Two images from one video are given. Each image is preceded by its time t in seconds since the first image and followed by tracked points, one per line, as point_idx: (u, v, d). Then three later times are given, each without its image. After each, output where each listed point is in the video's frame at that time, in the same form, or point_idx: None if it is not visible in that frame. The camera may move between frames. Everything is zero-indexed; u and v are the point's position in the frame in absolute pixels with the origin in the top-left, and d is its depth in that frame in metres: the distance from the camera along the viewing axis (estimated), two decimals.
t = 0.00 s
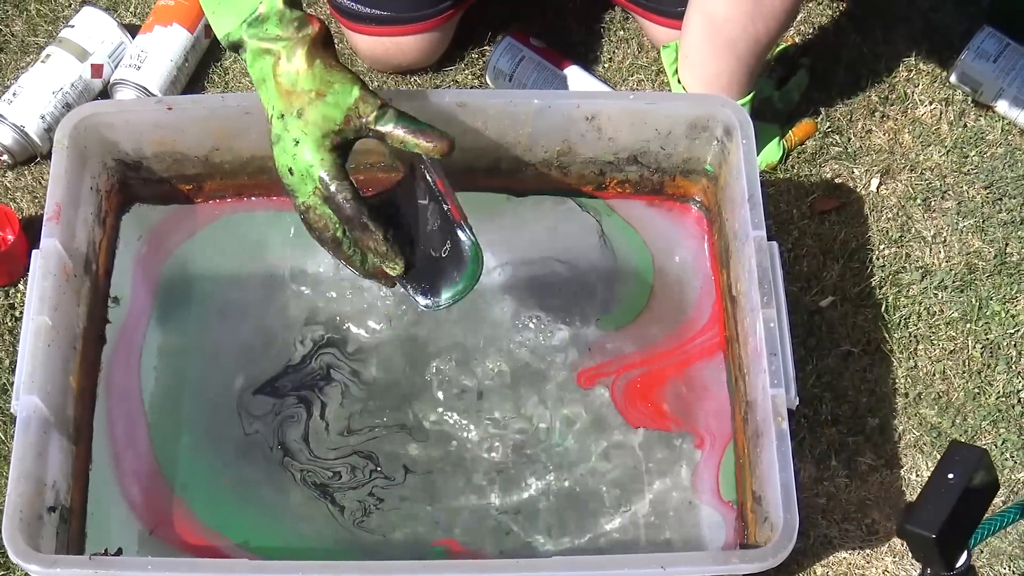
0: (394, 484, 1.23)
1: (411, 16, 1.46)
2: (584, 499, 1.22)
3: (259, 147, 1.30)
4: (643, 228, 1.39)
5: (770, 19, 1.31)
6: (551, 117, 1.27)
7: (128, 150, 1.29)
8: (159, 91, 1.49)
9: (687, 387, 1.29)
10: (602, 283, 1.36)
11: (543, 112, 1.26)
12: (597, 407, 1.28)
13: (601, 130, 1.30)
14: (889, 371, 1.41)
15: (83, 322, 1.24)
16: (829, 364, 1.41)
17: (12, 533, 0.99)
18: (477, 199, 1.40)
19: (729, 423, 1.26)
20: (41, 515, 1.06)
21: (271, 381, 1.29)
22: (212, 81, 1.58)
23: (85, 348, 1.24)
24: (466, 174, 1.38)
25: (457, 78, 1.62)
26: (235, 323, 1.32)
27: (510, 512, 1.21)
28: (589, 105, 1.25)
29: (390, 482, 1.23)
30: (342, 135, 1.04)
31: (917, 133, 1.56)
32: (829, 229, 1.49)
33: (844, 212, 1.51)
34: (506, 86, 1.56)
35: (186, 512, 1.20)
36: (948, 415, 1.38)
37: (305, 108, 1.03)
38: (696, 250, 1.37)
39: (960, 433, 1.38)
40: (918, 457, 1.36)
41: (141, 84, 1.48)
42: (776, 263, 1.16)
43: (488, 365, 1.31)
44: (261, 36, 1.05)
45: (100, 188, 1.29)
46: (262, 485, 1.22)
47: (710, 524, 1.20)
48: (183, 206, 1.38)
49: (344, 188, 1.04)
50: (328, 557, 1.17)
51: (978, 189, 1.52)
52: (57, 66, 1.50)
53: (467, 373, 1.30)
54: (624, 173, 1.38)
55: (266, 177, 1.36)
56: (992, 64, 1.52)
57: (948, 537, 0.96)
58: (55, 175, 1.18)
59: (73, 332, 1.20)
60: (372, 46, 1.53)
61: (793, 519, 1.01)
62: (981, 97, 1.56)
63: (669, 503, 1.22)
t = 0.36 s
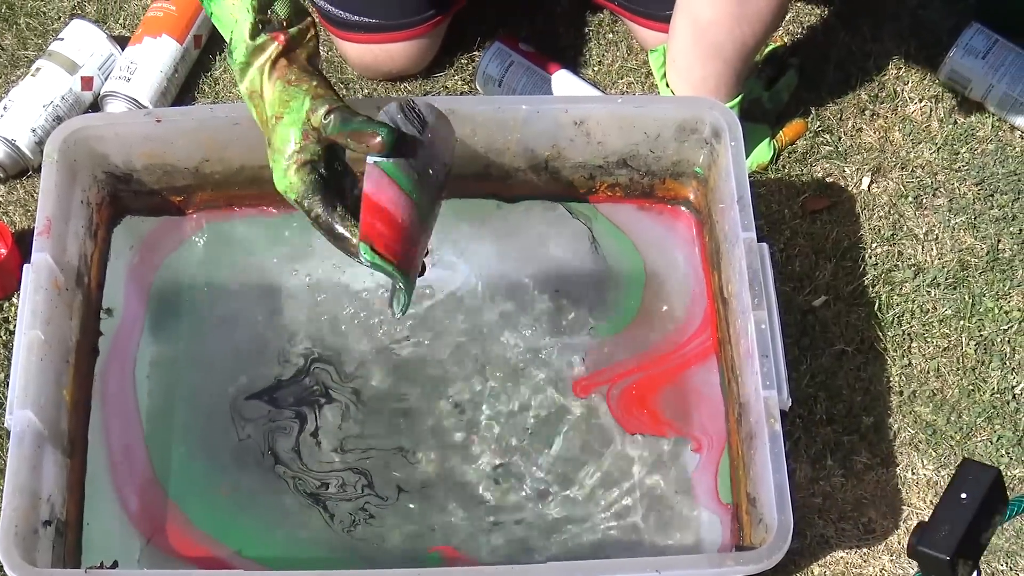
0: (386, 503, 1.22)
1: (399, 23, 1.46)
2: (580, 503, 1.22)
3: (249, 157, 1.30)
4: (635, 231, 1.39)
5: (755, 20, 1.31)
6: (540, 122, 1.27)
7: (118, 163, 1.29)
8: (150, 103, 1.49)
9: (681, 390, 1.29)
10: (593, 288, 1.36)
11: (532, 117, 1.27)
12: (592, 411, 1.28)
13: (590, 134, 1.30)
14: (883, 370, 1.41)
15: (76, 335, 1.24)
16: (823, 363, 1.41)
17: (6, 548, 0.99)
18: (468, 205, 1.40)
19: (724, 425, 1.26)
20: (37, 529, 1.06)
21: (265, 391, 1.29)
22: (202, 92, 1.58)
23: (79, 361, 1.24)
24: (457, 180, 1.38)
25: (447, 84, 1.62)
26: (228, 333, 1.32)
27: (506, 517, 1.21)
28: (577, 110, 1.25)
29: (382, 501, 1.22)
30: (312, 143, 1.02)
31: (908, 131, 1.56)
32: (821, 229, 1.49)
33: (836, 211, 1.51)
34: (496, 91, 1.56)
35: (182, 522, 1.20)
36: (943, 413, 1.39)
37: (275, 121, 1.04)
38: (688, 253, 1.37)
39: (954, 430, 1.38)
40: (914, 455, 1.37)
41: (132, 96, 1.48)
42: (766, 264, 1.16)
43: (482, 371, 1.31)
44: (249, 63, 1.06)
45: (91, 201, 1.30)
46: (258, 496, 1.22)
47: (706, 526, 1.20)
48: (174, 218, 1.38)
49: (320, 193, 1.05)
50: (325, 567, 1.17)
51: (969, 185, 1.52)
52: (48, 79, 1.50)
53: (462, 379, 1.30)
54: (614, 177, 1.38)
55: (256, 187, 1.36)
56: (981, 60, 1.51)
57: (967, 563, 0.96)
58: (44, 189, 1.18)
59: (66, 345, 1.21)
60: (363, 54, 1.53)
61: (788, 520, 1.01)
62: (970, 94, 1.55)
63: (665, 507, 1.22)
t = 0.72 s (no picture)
0: (393, 513, 1.22)
1: (400, 32, 1.47)
2: (580, 506, 1.22)
3: (248, 160, 1.30)
4: (635, 234, 1.39)
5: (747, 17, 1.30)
6: (539, 126, 1.27)
7: (117, 166, 1.29)
8: (149, 107, 1.49)
9: (680, 393, 1.29)
10: (593, 292, 1.35)
11: (531, 121, 1.26)
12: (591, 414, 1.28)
13: (590, 137, 1.30)
14: (883, 373, 1.41)
15: (75, 338, 1.24)
16: (823, 367, 1.41)
17: (5, 552, 0.99)
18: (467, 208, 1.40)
19: (724, 427, 1.26)
20: (36, 533, 1.06)
21: (264, 395, 1.29)
22: (202, 96, 1.58)
23: (78, 365, 1.24)
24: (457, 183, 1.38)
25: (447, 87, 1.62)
26: (228, 337, 1.32)
27: (506, 521, 1.21)
28: (577, 113, 1.25)
29: (390, 511, 1.22)
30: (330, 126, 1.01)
31: (908, 134, 1.56)
32: (820, 232, 1.49)
33: (836, 214, 1.50)
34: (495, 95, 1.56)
35: (180, 526, 1.20)
36: (942, 416, 1.38)
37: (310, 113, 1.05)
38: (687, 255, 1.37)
39: (954, 433, 1.38)
40: (914, 458, 1.36)
41: (131, 100, 1.48)
42: (765, 267, 1.16)
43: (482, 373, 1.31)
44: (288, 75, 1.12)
45: (90, 205, 1.30)
46: (257, 500, 1.22)
47: (706, 529, 1.20)
48: (174, 222, 1.38)
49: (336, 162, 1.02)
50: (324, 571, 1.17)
51: (969, 188, 1.51)
52: (47, 83, 1.50)
53: (461, 382, 1.30)
54: (614, 180, 1.38)
55: (256, 191, 1.36)
56: (981, 63, 1.52)
57: None
58: (43, 193, 1.18)
59: (65, 349, 1.20)
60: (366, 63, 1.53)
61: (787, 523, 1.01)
62: (970, 97, 1.55)
63: (665, 510, 1.21)
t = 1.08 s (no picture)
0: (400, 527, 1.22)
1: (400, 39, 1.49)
2: (584, 518, 1.23)
3: (256, 172, 1.31)
4: (640, 246, 1.40)
5: None
6: (546, 138, 1.28)
7: (126, 176, 1.30)
8: (157, 116, 1.50)
9: (684, 406, 1.29)
10: (599, 304, 1.36)
11: (538, 133, 1.27)
12: (597, 426, 1.28)
13: (596, 149, 1.30)
14: (886, 386, 1.41)
15: (83, 347, 1.24)
16: (826, 380, 1.41)
17: (14, 560, 1.00)
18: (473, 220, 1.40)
19: (727, 439, 1.26)
20: (44, 541, 1.07)
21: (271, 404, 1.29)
22: (209, 105, 1.59)
23: (86, 374, 1.24)
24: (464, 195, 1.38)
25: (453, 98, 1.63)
26: (235, 347, 1.33)
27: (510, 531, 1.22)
28: (583, 125, 1.26)
29: (398, 526, 1.22)
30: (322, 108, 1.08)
31: (912, 148, 1.56)
32: (824, 245, 1.50)
33: (840, 227, 1.51)
34: (500, 106, 1.56)
35: (186, 536, 1.21)
36: (945, 429, 1.39)
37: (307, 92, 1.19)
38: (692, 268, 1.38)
39: (957, 446, 1.38)
40: (916, 472, 1.37)
41: (140, 109, 1.49)
42: (770, 281, 1.17)
43: (488, 385, 1.31)
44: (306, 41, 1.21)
45: (99, 215, 1.30)
46: (262, 509, 1.22)
47: (708, 541, 1.20)
48: (181, 232, 1.39)
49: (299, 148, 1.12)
50: None
51: (972, 203, 1.52)
52: (56, 92, 1.50)
53: (467, 393, 1.31)
54: (619, 193, 1.39)
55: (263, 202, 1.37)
56: (985, 77, 1.53)
57: None
58: (53, 203, 1.19)
59: (73, 357, 1.21)
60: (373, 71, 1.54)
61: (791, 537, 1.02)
62: (973, 112, 1.56)
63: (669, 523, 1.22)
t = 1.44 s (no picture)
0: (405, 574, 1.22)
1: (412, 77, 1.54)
2: (589, 565, 1.23)
3: (266, 218, 1.34)
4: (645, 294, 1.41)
5: None
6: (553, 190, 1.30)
7: (139, 222, 1.33)
8: (168, 160, 1.52)
9: (687, 454, 1.30)
10: (604, 351, 1.37)
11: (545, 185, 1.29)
12: (602, 473, 1.29)
13: (602, 201, 1.33)
14: (887, 435, 1.42)
15: (93, 389, 1.26)
16: (828, 428, 1.42)
17: None
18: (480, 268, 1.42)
19: (731, 488, 1.27)
20: None
21: (278, 447, 1.30)
22: (219, 150, 1.61)
23: (95, 416, 1.25)
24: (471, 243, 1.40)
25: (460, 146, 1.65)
26: (243, 390, 1.34)
27: None
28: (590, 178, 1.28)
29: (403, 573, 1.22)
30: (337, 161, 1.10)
31: (912, 200, 1.59)
32: (826, 294, 1.52)
33: (841, 277, 1.53)
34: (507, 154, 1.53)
35: None
36: (945, 478, 1.40)
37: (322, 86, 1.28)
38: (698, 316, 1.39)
39: (958, 496, 1.39)
40: (917, 520, 1.38)
41: (151, 153, 1.50)
42: (773, 331, 1.19)
43: (494, 431, 1.32)
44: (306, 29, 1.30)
45: (111, 258, 1.32)
46: (266, 553, 1.23)
47: None
48: (191, 275, 1.40)
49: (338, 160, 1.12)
50: None
51: (972, 254, 1.54)
52: (68, 135, 1.53)
53: (472, 440, 1.31)
54: (624, 243, 1.41)
55: (273, 247, 1.39)
56: (985, 131, 1.56)
57: None
58: (66, 248, 1.22)
59: (84, 400, 1.22)
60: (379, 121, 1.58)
61: None
62: (972, 164, 1.59)
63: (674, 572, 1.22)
